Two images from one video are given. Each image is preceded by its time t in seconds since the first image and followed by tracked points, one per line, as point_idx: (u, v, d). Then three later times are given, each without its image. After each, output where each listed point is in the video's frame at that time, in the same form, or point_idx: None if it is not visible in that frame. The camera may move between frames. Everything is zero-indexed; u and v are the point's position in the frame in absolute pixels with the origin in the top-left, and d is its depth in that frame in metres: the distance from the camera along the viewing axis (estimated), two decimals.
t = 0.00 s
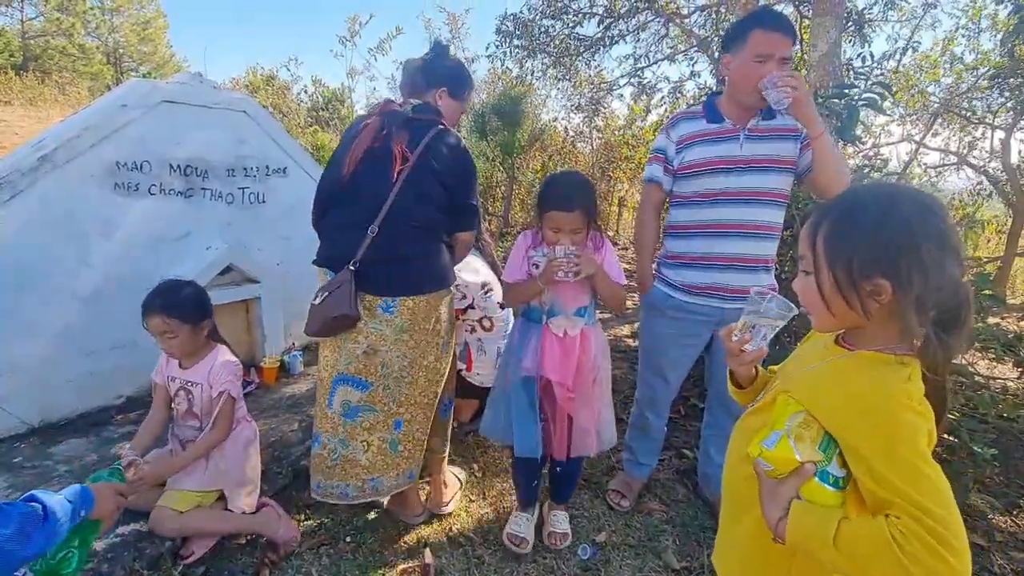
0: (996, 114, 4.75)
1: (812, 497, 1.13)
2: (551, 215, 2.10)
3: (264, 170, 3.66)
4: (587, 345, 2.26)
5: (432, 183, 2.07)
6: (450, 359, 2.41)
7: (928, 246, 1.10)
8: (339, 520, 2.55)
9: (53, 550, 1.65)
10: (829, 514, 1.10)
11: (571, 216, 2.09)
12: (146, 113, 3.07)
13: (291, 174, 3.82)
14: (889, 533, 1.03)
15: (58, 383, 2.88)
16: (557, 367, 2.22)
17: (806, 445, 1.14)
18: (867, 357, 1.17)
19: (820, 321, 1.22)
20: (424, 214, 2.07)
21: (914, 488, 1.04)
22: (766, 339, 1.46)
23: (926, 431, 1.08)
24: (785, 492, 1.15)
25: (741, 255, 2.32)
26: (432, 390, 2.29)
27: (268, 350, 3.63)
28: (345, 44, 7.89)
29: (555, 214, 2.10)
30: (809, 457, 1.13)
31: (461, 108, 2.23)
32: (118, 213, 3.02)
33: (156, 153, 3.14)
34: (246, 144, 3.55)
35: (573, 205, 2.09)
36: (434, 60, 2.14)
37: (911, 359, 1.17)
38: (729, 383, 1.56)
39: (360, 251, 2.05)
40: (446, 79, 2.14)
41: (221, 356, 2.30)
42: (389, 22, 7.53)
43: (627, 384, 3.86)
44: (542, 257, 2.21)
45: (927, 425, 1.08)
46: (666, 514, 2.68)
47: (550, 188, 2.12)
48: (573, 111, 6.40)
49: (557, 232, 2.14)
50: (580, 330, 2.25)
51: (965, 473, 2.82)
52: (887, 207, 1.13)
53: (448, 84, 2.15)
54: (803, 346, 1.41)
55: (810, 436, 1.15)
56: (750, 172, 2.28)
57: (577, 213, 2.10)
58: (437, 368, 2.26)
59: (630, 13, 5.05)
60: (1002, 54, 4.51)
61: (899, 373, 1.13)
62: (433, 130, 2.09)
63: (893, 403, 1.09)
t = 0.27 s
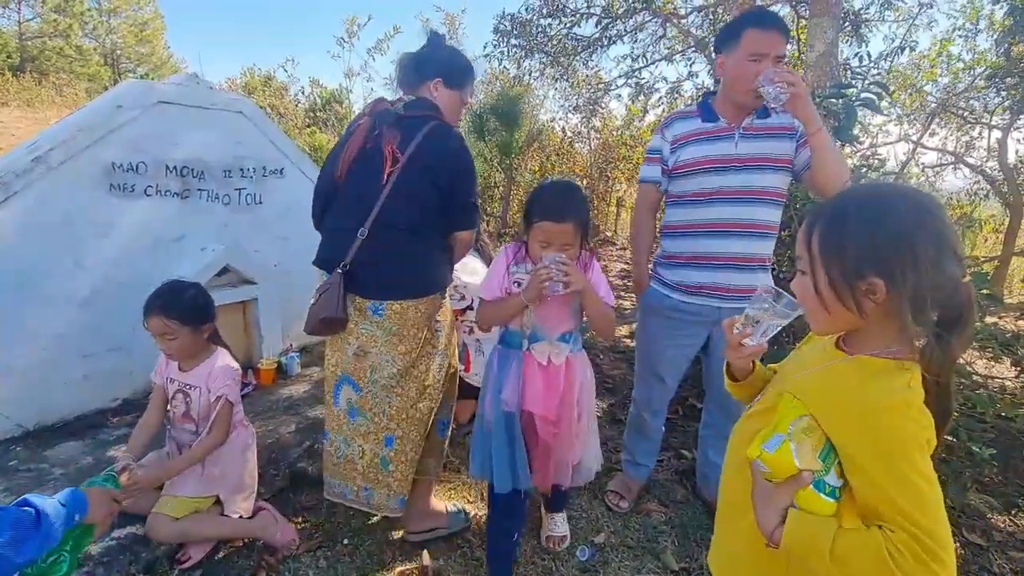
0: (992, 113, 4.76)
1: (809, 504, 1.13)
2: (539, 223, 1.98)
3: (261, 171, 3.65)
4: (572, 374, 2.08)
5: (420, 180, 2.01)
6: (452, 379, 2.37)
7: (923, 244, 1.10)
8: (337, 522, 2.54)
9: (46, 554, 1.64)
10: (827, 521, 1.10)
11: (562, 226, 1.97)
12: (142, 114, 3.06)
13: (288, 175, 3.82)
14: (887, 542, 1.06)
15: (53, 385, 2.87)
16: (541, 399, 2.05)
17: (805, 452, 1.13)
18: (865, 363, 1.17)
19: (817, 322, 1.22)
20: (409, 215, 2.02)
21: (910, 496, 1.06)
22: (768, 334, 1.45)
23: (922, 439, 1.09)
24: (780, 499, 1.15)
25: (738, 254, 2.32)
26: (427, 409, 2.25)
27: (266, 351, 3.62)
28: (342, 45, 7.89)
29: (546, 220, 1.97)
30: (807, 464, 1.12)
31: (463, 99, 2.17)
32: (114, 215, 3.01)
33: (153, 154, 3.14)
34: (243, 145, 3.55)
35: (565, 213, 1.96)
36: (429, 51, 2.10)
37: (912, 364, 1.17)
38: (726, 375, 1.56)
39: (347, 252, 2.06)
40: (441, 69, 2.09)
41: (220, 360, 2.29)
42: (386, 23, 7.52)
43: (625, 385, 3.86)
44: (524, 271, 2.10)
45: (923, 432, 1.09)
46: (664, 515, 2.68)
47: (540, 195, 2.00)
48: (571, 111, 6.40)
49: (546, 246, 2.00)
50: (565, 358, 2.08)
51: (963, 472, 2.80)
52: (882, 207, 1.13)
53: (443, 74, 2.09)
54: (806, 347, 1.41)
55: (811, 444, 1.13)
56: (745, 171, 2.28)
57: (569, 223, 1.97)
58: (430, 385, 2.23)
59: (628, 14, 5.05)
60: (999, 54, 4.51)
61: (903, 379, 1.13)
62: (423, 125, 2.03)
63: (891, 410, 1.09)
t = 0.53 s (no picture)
0: (990, 112, 4.76)
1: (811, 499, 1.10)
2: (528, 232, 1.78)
3: (259, 170, 3.64)
4: (558, 396, 1.93)
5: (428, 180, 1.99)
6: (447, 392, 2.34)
7: (924, 242, 1.10)
8: (337, 521, 2.54)
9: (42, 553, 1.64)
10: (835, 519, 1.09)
11: (553, 238, 1.77)
12: (139, 113, 3.05)
13: (286, 174, 3.81)
14: (894, 547, 1.08)
15: (49, 386, 2.86)
16: (523, 427, 1.89)
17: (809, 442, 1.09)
18: (871, 363, 1.17)
19: (820, 320, 1.22)
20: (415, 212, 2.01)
21: (913, 498, 1.09)
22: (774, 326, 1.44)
23: (926, 441, 1.10)
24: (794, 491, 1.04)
25: (737, 251, 2.32)
26: (417, 416, 2.24)
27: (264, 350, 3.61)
28: (340, 44, 7.87)
29: (537, 231, 1.77)
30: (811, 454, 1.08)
31: (471, 91, 2.14)
32: (111, 215, 3.00)
33: (150, 153, 3.13)
34: (241, 144, 3.54)
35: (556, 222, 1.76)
36: (436, 42, 2.06)
37: (918, 364, 1.17)
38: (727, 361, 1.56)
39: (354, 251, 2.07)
40: (449, 60, 2.06)
41: (218, 361, 2.28)
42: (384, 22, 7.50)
43: (624, 384, 3.85)
44: (502, 281, 1.90)
45: (927, 435, 1.11)
46: (664, 514, 2.67)
47: (527, 195, 1.80)
48: (569, 110, 6.39)
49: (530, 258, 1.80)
50: (552, 378, 1.92)
51: (963, 470, 2.79)
52: (883, 205, 1.13)
53: (451, 66, 2.06)
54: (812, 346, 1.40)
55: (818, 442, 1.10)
56: (745, 169, 2.28)
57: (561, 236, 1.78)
58: (425, 391, 2.23)
59: (627, 13, 5.04)
60: (996, 53, 4.52)
61: (910, 379, 1.13)
62: (430, 122, 1.99)
63: (901, 413, 1.09)
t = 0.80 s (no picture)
0: (989, 112, 4.77)
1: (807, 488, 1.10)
2: (525, 239, 1.54)
3: (258, 168, 3.64)
4: (564, 430, 1.74)
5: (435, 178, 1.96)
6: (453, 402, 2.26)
7: (927, 240, 1.11)
8: (338, 520, 2.54)
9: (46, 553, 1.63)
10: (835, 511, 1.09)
11: (556, 248, 1.54)
12: (138, 111, 3.05)
13: (286, 172, 3.80)
14: (892, 544, 1.08)
15: (49, 385, 2.85)
16: (522, 469, 1.71)
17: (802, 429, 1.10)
18: (874, 360, 1.17)
19: (823, 318, 1.22)
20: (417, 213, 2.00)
21: (913, 497, 1.09)
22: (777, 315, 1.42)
23: (931, 440, 1.09)
24: (791, 484, 1.06)
25: (739, 250, 2.32)
26: (415, 417, 2.20)
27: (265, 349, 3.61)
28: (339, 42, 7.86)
29: (535, 238, 1.53)
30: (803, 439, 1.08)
31: (486, 83, 2.09)
32: (110, 213, 2.99)
33: (150, 152, 3.12)
34: (240, 142, 3.53)
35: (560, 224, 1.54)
36: (448, 35, 2.03)
37: (923, 363, 1.17)
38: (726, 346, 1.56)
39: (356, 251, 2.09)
40: (460, 53, 2.02)
41: (219, 361, 2.28)
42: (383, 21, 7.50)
43: (624, 383, 3.86)
44: (494, 301, 1.70)
45: (932, 436, 1.10)
46: (665, 512, 2.68)
47: (522, 199, 1.58)
48: (568, 109, 6.39)
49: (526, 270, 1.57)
50: (556, 410, 1.72)
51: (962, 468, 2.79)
52: (885, 204, 1.14)
53: (462, 58, 2.02)
54: (812, 344, 1.41)
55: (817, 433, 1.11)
56: (745, 167, 2.28)
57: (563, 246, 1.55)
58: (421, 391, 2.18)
59: (627, 12, 5.04)
60: (995, 52, 4.53)
61: (914, 377, 1.14)
62: (434, 118, 1.97)
63: (902, 411, 1.09)
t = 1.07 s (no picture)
0: (989, 112, 4.78)
1: (816, 490, 1.10)
2: (544, 243, 1.38)
3: (258, 168, 3.64)
4: (587, 500, 1.53)
5: (425, 175, 1.95)
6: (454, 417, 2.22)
7: (929, 239, 1.11)
8: (338, 520, 2.54)
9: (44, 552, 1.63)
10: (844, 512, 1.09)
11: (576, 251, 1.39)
12: (138, 111, 3.04)
13: (286, 172, 3.80)
14: (905, 544, 1.08)
15: (50, 384, 2.86)
16: (543, 547, 1.52)
17: (806, 431, 1.10)
18: (874, 360, 1.18)
19: (824, 319, 1.23)
20: (414, 211, 1.99)
21: (922, 496, 1.09)
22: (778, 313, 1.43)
23: (937, 439, 1.09)
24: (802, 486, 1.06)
25: (739, 250, 2.32)
26: (412, 427, 2.21)
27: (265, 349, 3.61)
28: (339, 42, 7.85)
29: (554, 241, 1.38)
30: (807, 442, 1.08)
31: (488, 77, 2.07)
32: (109, 213, 2.99)
33: (149, 151, 3.12)
34: (240, 142, 3.53)
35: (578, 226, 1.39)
36: (450, 29, 2.04)
37: (924, 364, 1.17)
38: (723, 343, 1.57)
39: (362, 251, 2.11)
40: (461, 46, 2.02)
41: (219, 362, 2.28)
42: (383, 21, 7.50)
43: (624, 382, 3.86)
44: (501, 339, 1.51)
45: (937, 434, 1.10)
46: (664, 512, 2.68)
47: (535, 202, 1.44)
48: (568, 109, 6.39)
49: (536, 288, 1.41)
50: (581, 475, 1.51)
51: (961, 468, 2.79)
52: (884, 203, 1.14)
53: (463, 51, 2.02)
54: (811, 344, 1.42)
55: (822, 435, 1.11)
56: (745, 167, 2.29)
57: (588, 252, 1.39)
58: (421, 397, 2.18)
59: (626, 11, 5.04)
60: (995, 53, 4.53)
61: (916, 376, 1.14)
62: (430, 116, 1.96)
63: (904, 411, 1.09)
